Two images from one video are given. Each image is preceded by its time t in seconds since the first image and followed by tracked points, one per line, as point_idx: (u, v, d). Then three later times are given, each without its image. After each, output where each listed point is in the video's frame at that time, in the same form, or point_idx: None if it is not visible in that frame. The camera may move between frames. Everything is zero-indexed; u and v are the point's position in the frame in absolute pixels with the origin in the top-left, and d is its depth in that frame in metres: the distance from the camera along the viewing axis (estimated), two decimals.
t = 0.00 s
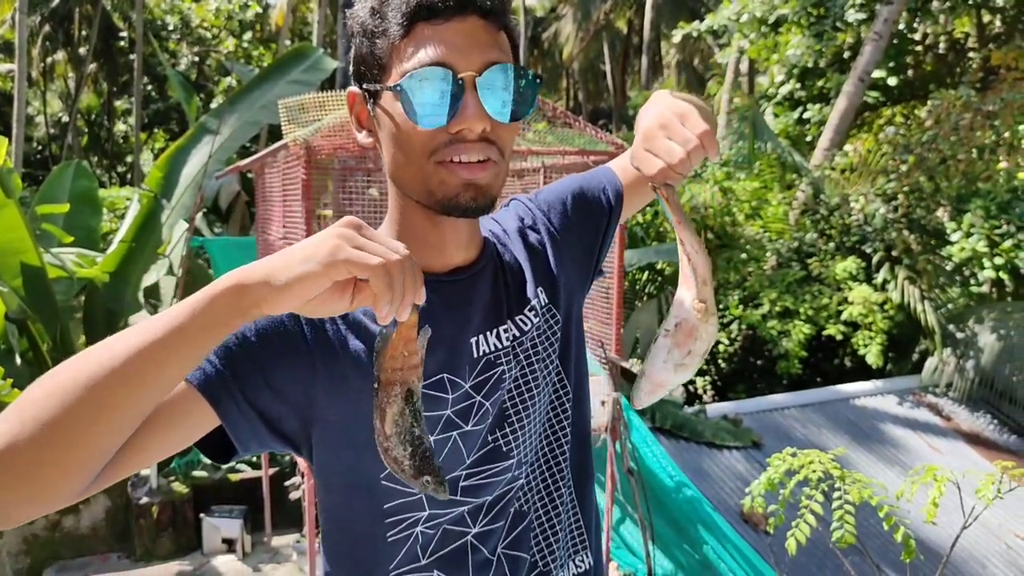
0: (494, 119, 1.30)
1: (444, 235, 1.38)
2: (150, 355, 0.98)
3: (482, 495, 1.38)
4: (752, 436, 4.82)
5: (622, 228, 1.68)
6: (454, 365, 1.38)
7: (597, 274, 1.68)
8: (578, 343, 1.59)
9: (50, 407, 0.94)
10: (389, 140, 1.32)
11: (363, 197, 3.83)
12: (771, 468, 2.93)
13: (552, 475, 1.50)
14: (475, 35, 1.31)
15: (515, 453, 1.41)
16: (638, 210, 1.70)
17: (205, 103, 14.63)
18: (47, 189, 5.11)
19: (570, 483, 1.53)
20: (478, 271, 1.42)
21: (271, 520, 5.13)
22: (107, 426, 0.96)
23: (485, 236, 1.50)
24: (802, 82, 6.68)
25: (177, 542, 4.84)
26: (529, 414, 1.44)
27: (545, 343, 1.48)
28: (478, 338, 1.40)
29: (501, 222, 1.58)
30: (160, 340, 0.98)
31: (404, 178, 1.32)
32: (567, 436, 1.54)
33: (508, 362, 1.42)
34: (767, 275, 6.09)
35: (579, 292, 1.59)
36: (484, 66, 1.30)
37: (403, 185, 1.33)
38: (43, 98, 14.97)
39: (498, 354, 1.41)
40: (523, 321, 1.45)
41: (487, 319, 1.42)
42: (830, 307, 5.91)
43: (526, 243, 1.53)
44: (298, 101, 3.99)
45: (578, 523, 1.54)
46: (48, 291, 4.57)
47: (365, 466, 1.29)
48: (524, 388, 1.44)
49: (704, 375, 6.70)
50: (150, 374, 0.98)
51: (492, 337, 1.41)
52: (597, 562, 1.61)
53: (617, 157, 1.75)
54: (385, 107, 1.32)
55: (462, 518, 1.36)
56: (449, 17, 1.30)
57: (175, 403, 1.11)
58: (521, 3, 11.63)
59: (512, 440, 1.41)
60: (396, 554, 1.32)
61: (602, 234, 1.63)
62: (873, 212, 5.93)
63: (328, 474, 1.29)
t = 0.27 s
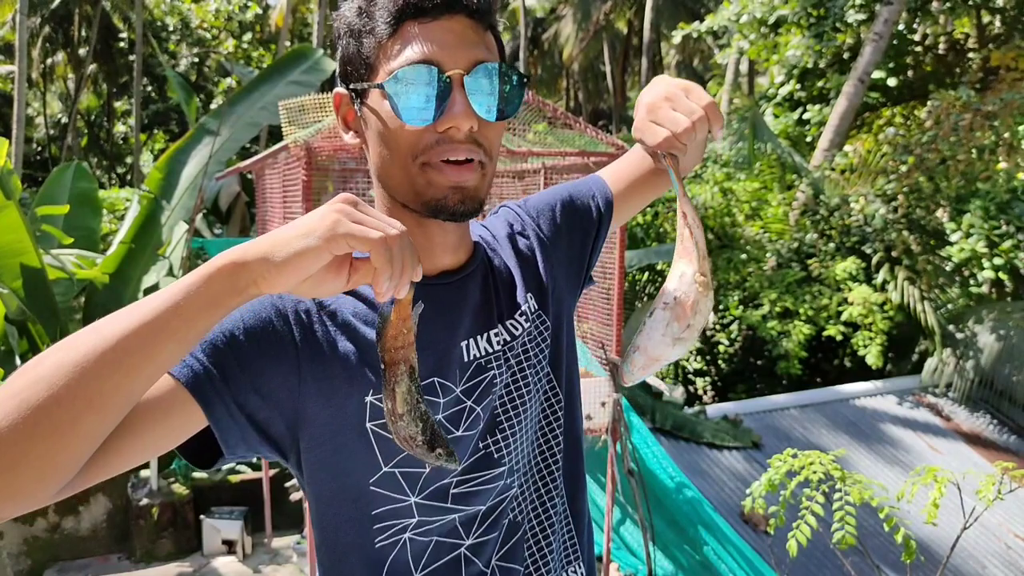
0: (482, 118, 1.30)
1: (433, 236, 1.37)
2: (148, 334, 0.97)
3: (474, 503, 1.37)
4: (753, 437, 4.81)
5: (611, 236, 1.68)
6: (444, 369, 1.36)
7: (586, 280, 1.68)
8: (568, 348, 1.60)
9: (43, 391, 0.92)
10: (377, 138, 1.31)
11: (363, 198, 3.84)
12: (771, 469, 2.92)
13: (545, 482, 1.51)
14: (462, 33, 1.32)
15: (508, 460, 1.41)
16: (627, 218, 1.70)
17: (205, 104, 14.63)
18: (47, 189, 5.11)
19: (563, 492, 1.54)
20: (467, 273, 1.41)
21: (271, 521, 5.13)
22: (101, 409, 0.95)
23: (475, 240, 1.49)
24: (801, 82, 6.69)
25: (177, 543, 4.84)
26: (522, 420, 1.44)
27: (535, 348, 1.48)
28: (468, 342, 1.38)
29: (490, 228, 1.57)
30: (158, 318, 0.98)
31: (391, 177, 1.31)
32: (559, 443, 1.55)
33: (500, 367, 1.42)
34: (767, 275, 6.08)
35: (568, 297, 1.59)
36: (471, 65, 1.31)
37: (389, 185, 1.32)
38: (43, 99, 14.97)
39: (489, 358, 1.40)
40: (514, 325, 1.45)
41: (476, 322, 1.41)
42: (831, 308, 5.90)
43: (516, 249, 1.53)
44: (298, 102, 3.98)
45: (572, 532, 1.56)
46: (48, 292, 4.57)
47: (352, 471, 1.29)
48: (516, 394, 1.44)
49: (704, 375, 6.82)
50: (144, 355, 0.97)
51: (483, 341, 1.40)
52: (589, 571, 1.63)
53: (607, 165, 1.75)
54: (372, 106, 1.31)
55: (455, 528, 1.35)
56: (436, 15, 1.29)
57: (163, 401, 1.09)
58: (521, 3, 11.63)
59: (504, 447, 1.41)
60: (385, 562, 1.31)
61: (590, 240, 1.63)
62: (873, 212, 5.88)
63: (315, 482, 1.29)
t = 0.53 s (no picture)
0: (474, 123, 1.29)
1: (425, 242, 1.35)
2: (152, 318, 0.97)
3: (471, 509, 1.35)
4: (753, 437, 4.81)
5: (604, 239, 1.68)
6: (438, 371, 1.37)
7: (580, 284, 1.67)
8: (564, 351, 1.58)
9: (41, 375, 0.91)
10: (368, 141, 1.31)
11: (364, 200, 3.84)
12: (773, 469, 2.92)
13: (543, 487, 1.49)
14: (455, 37, 1.31)
15: (504, 463, 1.39)
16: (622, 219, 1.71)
17: (205, 105, 14.60)
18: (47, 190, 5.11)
19: (564, 496, 1.52)
20: (458, 278, 1.41)
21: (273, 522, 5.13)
22: (97, 397, 0.94)
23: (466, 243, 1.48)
24: (801, 83, 6.69)
25: (178, 544, 4.83)
26: (517, 422, 1.42)
27: (530, 350, 1.47)
28: (461, 344, 1.39)
29: (481, 232, 1.56)
30: (161, 303, 0.98)
31: (382, 180, 1.31)
32: (558, 447, 1.53)
33: (494, 369, 1.41)
34: (768, 275, 6.08)
35: (562, 300, 1.58)
36: (464, 69, 1.29)
37: (380, 189, 1.31)
38: (42, 100, 14.95)
39: (483, 361, 1.40)
40: (507, 327, 1.44)
41: (469, 325, 1.41)
42: (831, 308, 5.91)
43: (507, 253, 1.52)
44: (299, 103, 3.98)
45: (573, 536, 1.55)
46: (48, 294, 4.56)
47: (345, 473, 1.29)
48: (511, 397, 1.42)
49: (705, 375, 6.73)
50: (147, 338, 0.97)
51: (476, 343, 1.40)
52: None
53: (601, 166, 1.76)
54: (365, 107, 1.29)
55: (452, 534, 1.34)
56: (429, 19, 1.29)
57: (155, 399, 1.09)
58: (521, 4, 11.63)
59: (500, 450, 1.39)
60: (381, 567, 1.30)
61: (583, 244, 1.63)
62: (874, 212, 5.91)
63: (314, 486, 1.28)
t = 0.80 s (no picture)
0: (454, 118, 1.25)
1: (418, 243, 1.34)
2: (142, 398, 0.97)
3: (473, 515, 1.36)
4: (754, 437, 4.81)
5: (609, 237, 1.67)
6: (437, 379, 1.34)
7: (584, 283, 1.67)
8: (564, 353, 1.58)
9: (33, 475, 0.89)
10: (353, 142, 1.29)
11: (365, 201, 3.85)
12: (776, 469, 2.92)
13: (545, 491, 1.49)
14: (432, 31, 1.27)
15: (506, 470, 1.40)
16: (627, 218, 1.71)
17: (205, 105, 14.59)
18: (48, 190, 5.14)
19: (563, 499, 1.53)
20: (454, 280, 1.38)
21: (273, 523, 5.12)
22: (97, 479, 0.93)
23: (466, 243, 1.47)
24: (801, 83, 6.69)
25: (179, 545, 4.82)
26: (520, 429, 1.42)
27: (531, 353, 1.46)
28: (462, 350, 1.36)
29: (485, 231, 1.56)
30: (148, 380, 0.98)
31: (367, 183, 1.28)
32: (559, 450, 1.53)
33: (494, 377, 1.40)
34: (768, 276, 6.11)
35: (565, 299, 1.58)
36: (441, 64, 1.26)
37: (368, 191, 1.29)
38: (42, 101, 14.94)
39: (483, 366, 1.39)
40: (508, 331, 1.43)
41: (469, 328, 1.39)
42: (831, 308, 5.90)
43: (511, 252, 1.52)
44: (299, 104, 3.97)
45: (573, 539, 1.54)
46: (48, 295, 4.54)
47: (349, 489, 1.28)
48: (513, 402, 1.42)
49: (704, 375, 6.78)
50: (139, 421, 0.97)
51: (476, 349, 1.38)
52: None
53: (603, 165, 1.76)
54: (347, 110, 1.29)
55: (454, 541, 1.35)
56: (403, 13, 1.25)
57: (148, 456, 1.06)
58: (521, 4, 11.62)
59: (502, 456, 1.39)
60: None
61: (589, 240, 1.63)
62: (873, 213, 5.91)
63: (311, 501, 1.28)
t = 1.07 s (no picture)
0: (463, 119, 1.24)
1: (427, 249, 1.31)
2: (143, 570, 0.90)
3: (479, 527, 1.38)
4: (759, 439, 4.82)
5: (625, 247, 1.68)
6: (444, 393, 1.31)
7: (594, 291, 1.67)
8: (572, 362, 1.58)
9: None
10: (359, 146, 1.27)
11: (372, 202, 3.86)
12: (784, 471, 2.92)
13: (549, 501, 1.51)
14: (438, 29, 1.25)
15: (513, 483, 1.40)
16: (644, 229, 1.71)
17: (211, 106, 14.64)
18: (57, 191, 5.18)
19: (570, 510, 1.54)
20: (462, 290, 1.35)
21: (280, 524, 5.13)
22: None
23: (479, 247, 1.46)
24: (808, 84, 6.68)
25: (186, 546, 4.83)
26: (527, 440, 1.43)
27: (541, 363, 1.46)
28: (470, 362, 1.34)
29: (502, 233, 1.55)
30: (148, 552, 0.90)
31: (374, 188, 1.26)
32: (565, 458, 1.54)
33: (503, 388, 1.39)
34: (774, 276, 6.08)
35: (576, 308, 1.57)
36: (448, 63, 1.24)
37: (375, 196, 1.27)
38: (49, 102, 15.01)
39: (492, 377, 1.37)
40: (518, 341, 1.42)
41: (479, 339, 1.37)
42: (837, 310, 5.89)
43: (528, 257, 1.51)
44: (307, 105, 3.98)
45: (579, 550, 1.54)
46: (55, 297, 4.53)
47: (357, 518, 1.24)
48: (521, 413, 1.43)
49: (710, 377, 6.78)
50: None
51: (486, 360, 1.36)
52: None
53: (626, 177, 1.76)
54: (352, 113, 1.27)
55: (460, 553, 1.36)
56: (408, 11, 1.24)
57: None
58: (526, 5, 11.65)
59: (510, 469, 1.40)
60: None
61: (605, 249, 1.62)
62: (880, 214, 5.93)
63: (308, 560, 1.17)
